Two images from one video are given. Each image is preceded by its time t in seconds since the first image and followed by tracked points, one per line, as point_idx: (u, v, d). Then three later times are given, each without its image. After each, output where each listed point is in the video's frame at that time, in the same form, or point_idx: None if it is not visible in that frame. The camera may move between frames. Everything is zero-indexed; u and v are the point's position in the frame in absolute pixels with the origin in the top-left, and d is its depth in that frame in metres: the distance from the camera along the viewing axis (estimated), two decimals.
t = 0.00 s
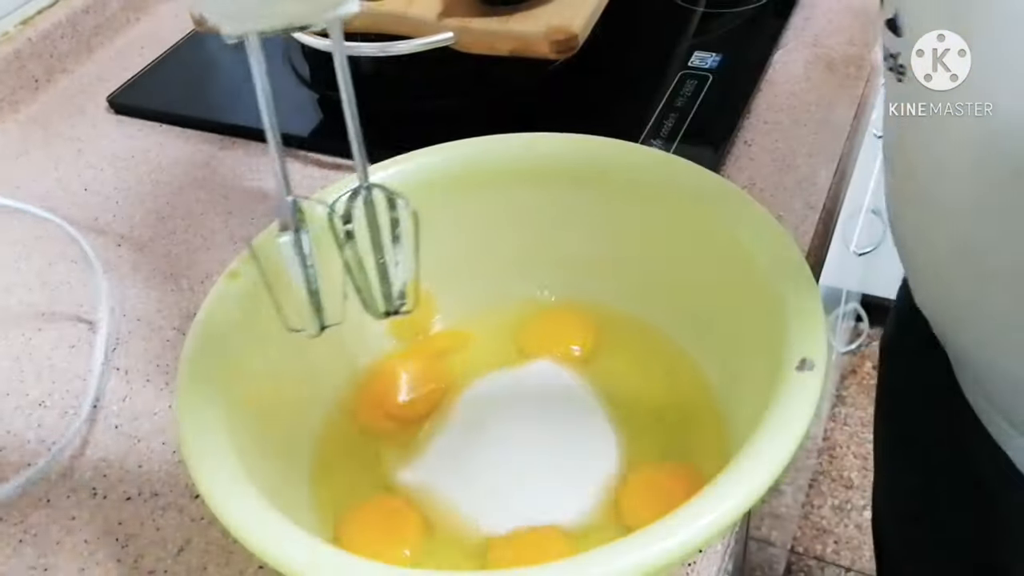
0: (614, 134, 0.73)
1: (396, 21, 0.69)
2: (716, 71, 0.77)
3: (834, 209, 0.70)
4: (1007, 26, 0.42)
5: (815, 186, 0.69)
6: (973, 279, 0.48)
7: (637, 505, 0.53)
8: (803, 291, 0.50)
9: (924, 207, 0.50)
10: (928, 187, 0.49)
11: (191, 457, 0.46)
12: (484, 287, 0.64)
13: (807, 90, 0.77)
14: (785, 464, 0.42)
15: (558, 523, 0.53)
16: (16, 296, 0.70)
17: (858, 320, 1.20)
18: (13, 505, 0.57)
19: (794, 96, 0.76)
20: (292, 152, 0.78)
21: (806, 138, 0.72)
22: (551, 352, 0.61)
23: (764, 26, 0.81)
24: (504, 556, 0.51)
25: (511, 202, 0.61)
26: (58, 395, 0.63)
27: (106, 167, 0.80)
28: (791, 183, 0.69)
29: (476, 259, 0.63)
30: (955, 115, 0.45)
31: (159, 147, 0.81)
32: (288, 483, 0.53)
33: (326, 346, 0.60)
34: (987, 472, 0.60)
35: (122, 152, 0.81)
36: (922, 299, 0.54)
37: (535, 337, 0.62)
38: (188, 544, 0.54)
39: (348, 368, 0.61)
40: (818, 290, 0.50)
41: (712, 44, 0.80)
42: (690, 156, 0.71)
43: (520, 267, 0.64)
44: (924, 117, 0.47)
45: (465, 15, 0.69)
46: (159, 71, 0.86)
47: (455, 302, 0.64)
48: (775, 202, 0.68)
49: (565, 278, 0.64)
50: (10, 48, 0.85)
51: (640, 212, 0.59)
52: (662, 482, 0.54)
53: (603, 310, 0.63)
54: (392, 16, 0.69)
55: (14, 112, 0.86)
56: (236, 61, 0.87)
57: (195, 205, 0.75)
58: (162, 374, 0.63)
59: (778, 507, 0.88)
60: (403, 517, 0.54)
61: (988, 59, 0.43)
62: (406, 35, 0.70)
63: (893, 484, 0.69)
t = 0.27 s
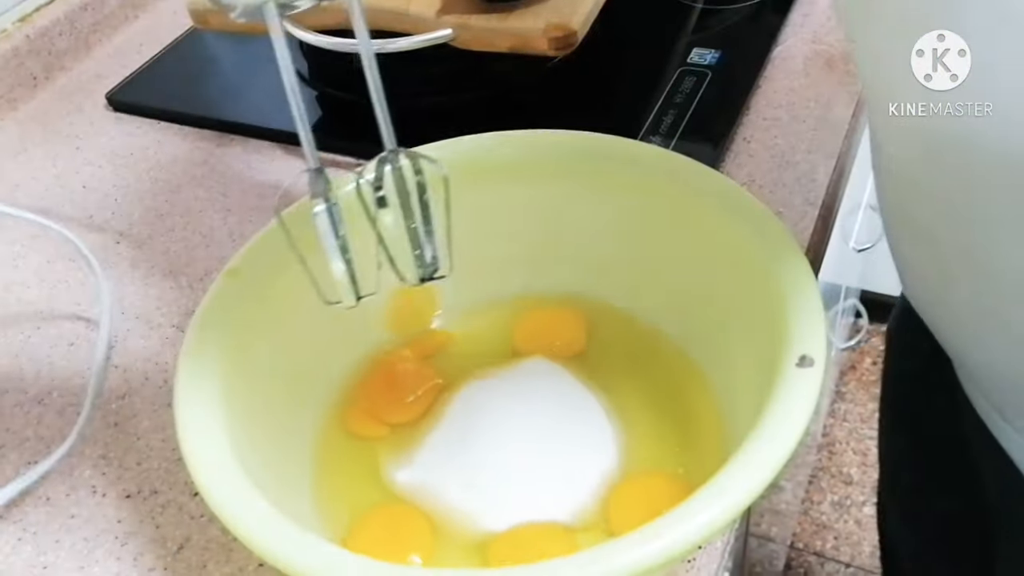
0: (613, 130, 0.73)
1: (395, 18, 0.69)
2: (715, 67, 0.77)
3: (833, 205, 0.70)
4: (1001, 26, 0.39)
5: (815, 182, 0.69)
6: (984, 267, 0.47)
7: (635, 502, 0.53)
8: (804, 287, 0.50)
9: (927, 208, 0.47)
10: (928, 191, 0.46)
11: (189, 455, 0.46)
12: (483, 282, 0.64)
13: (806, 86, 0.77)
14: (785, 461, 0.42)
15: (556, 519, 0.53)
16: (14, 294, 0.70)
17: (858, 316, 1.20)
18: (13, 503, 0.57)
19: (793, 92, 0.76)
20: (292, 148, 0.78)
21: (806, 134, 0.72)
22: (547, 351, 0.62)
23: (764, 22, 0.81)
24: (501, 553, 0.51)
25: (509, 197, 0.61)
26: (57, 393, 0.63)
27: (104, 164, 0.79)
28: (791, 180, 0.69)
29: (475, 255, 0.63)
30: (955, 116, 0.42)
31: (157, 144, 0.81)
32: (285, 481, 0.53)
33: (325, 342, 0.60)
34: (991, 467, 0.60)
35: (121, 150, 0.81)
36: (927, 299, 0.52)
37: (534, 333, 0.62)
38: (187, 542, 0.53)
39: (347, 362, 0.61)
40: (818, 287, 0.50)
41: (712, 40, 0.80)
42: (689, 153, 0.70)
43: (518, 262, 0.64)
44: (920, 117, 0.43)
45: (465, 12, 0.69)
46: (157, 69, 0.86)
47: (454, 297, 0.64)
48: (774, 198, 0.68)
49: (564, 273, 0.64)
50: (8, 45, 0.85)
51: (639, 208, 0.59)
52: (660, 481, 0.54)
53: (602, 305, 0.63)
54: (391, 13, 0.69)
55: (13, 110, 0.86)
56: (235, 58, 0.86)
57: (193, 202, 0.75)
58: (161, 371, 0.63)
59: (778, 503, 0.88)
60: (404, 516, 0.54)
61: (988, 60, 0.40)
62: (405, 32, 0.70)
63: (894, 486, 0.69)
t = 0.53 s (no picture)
0: (612, 128, 0.73)
1: (393, 16, 0.69)
2: (715, 65, 0.77)
3: (832, 204, 0.70)
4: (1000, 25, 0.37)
5: (814, 181, 0.69)
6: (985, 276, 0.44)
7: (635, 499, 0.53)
8: (803, 282, 0.50)
9: (927, 213, 0.43)
10: (925, 197, 0.43)
11: (188, 454, 0.46)
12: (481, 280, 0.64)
13: (805, 84, 0.77)
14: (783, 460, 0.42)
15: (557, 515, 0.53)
16: (14, 294, 0.70)
17: (858, 313, 1.20)
18: (13, 504, 0.57)
19: (793, 90, 0.76)
20: (290, 147, 0.78)
21: (805, 132, 0.72)
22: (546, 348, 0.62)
23: (763, 20, 0.81)
24: (501, 551, 0.51)
25: (507, 196, 0.61)
26: (57, 393, 0.63)
27: (104, 164, 0.79)
28: (790, 178, 0.69)
29: (473, 254, 0.63)
30: (955, 117, 0.39)
31: (157, 143, 0.81)
32: (285, 478, 0.53)
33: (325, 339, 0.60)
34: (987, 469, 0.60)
35: (120, 149, 0.81)
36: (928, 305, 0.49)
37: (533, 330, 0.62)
38: (187, 542, 0.54)
39: (347, 359, 0.61)
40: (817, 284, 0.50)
41: (711, 38, 0.80)
42: (689, 151, 0.70)
43: (517, 260, 0.64)
44: (919, 119, 0.40)
45: (463, 11, 0.69)
46: (157, 68, 0.86)
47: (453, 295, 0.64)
48: (774, 197, 0.68)
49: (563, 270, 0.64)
50: (7, 44, 0.85)
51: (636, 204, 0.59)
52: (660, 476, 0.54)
53: (601, 302, 0.63)
54: (389, 12, 0.69)
55: (12, 110, 0.86)
56: (234, 56, 0.86)
57: (192, 201, 0.75)
58: (161, 371, 0.63)
59: (778, 501, 0.88)
60: (404, 512, 0.54)
61: (989, 60, 0.37)
62: (403, 30, 0.70)
63: (895, 487, 0.69)
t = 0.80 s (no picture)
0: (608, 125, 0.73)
1: (390, 13, 0.69)
2: (712, 61, 0.77)
3: (830, 200, 0.70)
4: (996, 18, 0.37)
5: (811, 176, 0.68)
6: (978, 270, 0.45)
7: (632, 497, 0.53)
8: (799, 278, 0.49)
9: (913, 214, 0.45)
10: (917, 193, 0.44)
11: (182, 451, 0.45)
12: (477, 278, 0.64)
13: (802, 80, 0.77)
14: (778, 456, 0.42)
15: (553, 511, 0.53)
16: (9, 292, 0.70)
17: (857, 310, 1.20)
18: (8, 502, 0.57)
19: (790, 86, 0.76)
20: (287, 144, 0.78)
21: (801, 129, 0.72)
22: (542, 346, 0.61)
23: (761, 16, 0.81)
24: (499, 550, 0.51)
25: (502, 193, 0.61)
26: (52, 391, 0.63)
27: (100, 162, 0.79)
28: (787, 174, 0.69)
29: (468, 252, 0.63)
30: (954, 117, 0.41)
31: (153, 141, 0.81)
32: (280, 477, 0.53)
33: (320, 337, 0.60)
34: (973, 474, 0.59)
35: (116, 147, 0.81)
36: (922, 308, 0.50)
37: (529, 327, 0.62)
38: (182, 540, 0.53)
39: (343, 358, 0.61)
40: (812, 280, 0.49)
41: (709, 34, 0.80)
42: (686, 148, 0.70)
43: (513, 258, 0.64)
44: (918, 119, 0.42)
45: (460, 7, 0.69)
46: (153, 66, 0.86)
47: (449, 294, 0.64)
48: (771, 193, 0.67)
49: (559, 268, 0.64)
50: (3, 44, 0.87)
51: (634, 201, 0.59)
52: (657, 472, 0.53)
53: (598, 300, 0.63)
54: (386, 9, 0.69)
55: (8, 108, 0.86)
56: (230, 53, 0.86)
57: (188, 199, 0.75)
58: (157, 369, 0.63)
59: (778, 499, 0.88)
60: (401, 513, 0.54)
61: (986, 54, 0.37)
62: (400, 27, 0.69)
63: (895, 486, 0.69)
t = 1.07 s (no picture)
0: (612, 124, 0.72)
1: (395, 12, 0.69)
2: (716, 60, 0.77)
3: (836, 199, 0.70)
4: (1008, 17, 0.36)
5: (817, 176, 0.68)
6: (979, 265, 0.45)
7: (639, 499, 0.53)
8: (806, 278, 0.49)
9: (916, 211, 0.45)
10: (924, 192, 0.43)
11: (188, 454, 0.45)
12: (483, 280, 0.64)
13: (807, 79, 0.77)
14: (787, 458, 0.42)
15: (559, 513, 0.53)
16: (13, 293, 0.69)
17: (860, 309, 1.20)
18: (14, 503, 0.56)
19: (795, 85, 0.76)
20: (291, 144, 0.78)
21: (806, 127, 0.72)
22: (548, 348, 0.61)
23: (765, 15, 0.81)
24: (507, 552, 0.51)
25: (507, 195, 0.61)
26: (57, 391, 0.63)
27: (103, 162, 0.79)
28: (793, 173, 0.69)
29: (475, 254, 0.63)
30: (955, 117, 0.40)
31: (157, 141, 0.81)
32: (285, 478, 0.53)
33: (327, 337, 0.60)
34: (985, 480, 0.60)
35: (120, 147, 0.80)
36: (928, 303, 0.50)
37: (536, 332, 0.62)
38: (188, 541, 0.53)
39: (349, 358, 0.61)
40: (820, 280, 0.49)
41: (713, 33, 0.80)
42: (691, 147, 0.70)
43: (519, 260, 0.64)
44: (919, 119, 0.41)
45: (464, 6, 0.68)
46: (156, 66, 0.86)
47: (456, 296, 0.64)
48: (777, 192, 0.67)
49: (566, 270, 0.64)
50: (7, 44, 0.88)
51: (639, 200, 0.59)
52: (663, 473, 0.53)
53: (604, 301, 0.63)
54: (391, 8, 0.69)
55: (11, 108, 0.85)
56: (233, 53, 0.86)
57: (192, 199, 0.75)
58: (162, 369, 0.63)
59: (783, 498, 0.87)
60: (408, 516, 0.54)
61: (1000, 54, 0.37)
62: (404, 26, 0.69)
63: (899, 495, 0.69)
